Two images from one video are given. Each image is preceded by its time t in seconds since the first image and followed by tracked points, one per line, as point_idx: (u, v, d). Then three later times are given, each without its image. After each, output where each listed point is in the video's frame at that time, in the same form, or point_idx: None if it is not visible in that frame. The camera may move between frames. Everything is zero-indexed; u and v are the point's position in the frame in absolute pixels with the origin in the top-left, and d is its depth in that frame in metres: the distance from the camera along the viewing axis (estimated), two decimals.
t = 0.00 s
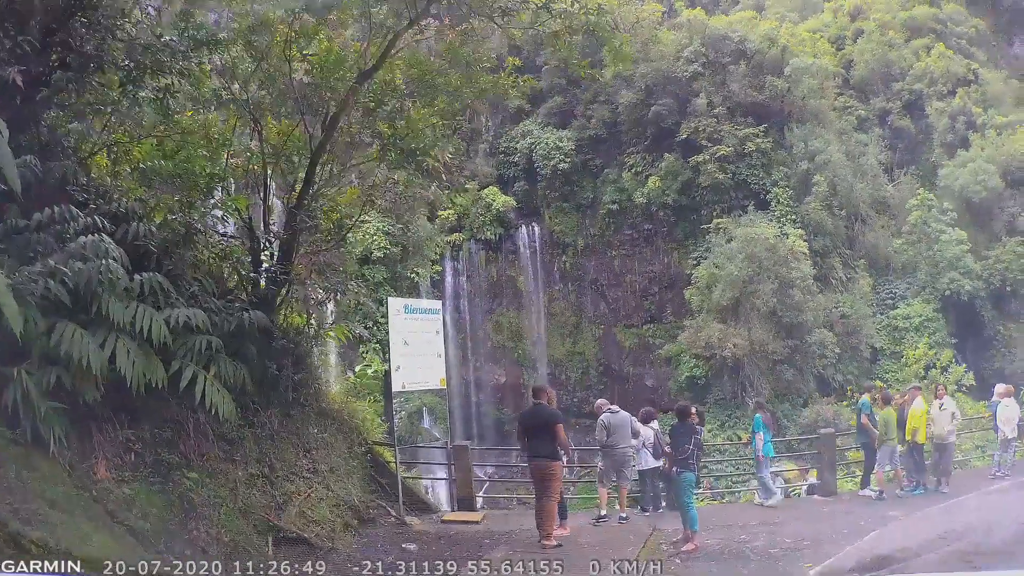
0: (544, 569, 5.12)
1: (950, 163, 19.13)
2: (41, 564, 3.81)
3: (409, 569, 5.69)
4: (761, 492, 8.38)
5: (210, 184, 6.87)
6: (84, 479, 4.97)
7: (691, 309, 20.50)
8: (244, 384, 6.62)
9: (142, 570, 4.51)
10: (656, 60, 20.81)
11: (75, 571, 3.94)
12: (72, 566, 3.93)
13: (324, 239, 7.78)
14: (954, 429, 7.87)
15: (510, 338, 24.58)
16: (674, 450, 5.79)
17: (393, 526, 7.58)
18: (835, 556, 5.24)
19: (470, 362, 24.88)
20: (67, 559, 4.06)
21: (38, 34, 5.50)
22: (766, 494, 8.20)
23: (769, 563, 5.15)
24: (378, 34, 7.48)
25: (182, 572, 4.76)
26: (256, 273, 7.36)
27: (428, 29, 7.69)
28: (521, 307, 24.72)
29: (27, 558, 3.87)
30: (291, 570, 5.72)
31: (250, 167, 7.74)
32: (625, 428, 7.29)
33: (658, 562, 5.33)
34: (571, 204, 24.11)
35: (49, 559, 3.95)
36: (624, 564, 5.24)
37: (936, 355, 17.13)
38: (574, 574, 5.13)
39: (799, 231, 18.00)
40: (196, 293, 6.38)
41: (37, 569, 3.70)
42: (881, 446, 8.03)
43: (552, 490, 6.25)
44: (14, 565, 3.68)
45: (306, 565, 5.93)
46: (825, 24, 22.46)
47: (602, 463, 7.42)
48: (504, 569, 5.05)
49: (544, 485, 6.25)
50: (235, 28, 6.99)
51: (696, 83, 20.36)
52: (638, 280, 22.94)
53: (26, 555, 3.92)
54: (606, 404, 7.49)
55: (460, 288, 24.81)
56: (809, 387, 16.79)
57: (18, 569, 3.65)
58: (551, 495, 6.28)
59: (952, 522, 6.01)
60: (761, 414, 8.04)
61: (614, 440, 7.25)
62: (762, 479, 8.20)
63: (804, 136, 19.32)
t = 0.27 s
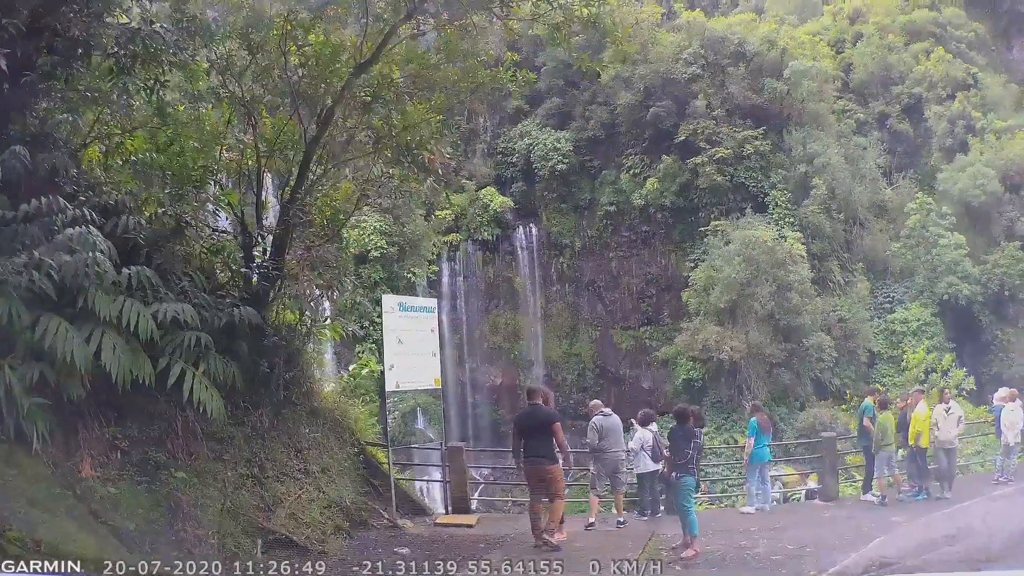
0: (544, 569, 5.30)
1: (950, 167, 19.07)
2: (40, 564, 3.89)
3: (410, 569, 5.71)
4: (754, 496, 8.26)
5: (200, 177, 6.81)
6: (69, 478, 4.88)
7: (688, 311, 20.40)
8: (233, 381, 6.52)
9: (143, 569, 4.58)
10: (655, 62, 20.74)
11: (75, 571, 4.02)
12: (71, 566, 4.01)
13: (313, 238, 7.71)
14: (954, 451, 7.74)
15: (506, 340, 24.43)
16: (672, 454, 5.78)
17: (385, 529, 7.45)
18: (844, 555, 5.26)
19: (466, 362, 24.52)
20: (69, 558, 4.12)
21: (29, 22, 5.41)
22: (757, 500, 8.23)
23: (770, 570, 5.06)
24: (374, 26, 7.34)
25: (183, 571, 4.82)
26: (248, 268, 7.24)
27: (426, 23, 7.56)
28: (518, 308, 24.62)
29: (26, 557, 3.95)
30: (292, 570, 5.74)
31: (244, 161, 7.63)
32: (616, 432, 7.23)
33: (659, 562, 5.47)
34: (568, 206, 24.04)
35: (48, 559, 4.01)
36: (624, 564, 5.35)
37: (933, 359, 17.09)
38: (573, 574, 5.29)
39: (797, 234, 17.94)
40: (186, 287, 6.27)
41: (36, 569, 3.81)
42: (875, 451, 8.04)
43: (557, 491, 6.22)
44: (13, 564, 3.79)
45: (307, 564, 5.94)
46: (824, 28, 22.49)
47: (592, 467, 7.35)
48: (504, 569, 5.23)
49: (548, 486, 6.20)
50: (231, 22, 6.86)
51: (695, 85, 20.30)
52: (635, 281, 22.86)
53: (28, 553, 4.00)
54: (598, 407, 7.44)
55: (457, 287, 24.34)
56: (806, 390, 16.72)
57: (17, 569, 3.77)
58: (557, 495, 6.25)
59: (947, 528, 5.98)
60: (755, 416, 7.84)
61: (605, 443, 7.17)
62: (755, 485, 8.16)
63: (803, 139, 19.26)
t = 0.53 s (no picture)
0: (543, 568, 5.43)
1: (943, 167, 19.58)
2: (40, 564, 4.03)
3: (410, 569, 5.72)
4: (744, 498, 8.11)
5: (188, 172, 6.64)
6: (50, 480, 4.75)
7: (682, 311, 20.34)
8: (218, 380, 6.42)
9: (144, 570, 4.64)
10: (648, 62, 20.81)
11: (75, 570, 4.17)
12: (71, 565, 4.16)
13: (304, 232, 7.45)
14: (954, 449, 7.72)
15: (500, 340, 24.17)
16: (672, 454, 5.86)
17: (374, 533, 7.31)
18: (857, 561, 5.20)
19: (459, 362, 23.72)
20: (69, 558, 4.25)
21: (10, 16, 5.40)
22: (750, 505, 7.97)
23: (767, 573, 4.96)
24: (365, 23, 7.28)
25: (183, 571, 4.84)
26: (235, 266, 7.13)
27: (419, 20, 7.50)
28: (511, 308, 24.48)
29: (28, 558, 4.07)
30: (293, 570, 5.76)
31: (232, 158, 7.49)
32: (597, 432, 7.08)
33: (666, 561, 5.48)
34: (562, 206, 24.16)
35: (49, 558, 4.13)
36: (624, 565, 5.26)
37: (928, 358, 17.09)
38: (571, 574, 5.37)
39: (790, 234, 17.95)
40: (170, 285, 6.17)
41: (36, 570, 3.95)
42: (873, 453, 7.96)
43: (554, 494, 6.14)
44: (13, 565, 3.94)
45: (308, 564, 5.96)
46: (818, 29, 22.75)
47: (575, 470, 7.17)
48: (505, 569, 5.37)
49: (545, 488, 6.12)
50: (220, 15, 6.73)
51: (689, 84, 20.53)
52: (629, 281, 22.80)
53: (34, 553, 4.13)
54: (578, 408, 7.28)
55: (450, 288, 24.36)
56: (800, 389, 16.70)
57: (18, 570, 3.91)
58: (553, 498, 6.17)
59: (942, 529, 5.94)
60: (747, 420, 7.66)
61: (589, 445, 7.02)
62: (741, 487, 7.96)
63: (797, 138, 19.28)
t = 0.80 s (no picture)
0: (544, 568, 5.41)
1: (939, 164, 19.18)
2: (41, 563, 4.26)
3: (410, 569, 5.79)
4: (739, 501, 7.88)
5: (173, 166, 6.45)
6: (28, 484, 4.64)
7: (676, 309, 20.18)
8: (202, 379, 6.28)
9: (142, 570, 4.92)
10: (642, 59, 20.59)
11: (74, 571, 4.40)
12: (71, 566, 4.40)
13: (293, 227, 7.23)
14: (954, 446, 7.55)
15: (493, 339, 24.08)
16: (671, 453, 5.76)
17: (363, 535, 7.18)
18: (858, 565, 5.11)
19: (453, 362, 24.18)
20: (68, 559, 4.51)
21: None
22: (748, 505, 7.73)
23: None
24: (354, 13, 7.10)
25: (182, 571, 5.14)
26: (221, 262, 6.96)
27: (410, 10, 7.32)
28: (506, 307, 24.24)
29: (28, 558, 4.27)
30: (292, 570, 5.85)
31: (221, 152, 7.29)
32: (591, 428, 6.87)
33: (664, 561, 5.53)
34: (555, 204, 23.86)
35: (50, 558, 4.38)
36: (623, 564, 5.44)
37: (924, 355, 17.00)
38: (569, 575, 5.31)
39: (786, 231, 17.78)
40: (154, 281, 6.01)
41: (35, 569, 4.15)
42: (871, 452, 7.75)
43: (551, 496, 6.00)
44: (13, 565, 4.12)
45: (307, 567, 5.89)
46: (813, 26, 22.70)
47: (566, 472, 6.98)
48: (505, 569, 5.41)
49: (543, 489, 5.97)
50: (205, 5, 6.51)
51: (682, 83, 20.14)
52: (622, 280, 22.64)
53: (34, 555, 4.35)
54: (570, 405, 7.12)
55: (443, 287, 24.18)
56: (795, 388, 16.60)
57: (17, 569, 4.09)
58: (550, 501, 6.02)
59: (939, 530, 5.86)
60: (738, 418, 7.54)
61: (581, 445, 6.90)
62: (738, 486, 7.76)
63: (792, 136, 19.12)
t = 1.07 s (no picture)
0: (545, 568, 5.52)
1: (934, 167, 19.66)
2: (41, 564, 4.17)
3: (410, 569, 5.79)
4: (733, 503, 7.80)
5: (158, 160, 6.34)
6: (5, 483, 4.52)
7: (670, 309, 20.11)
8: (187, 376, 6.17)
9: (144, 569, 4.71)
10: (636, 59, 20.02)
11: (75, 570, 4.31)
12: (71, 566, 4.30)
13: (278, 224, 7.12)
14: (953, 446, 7.62)
15: (486, 339, 24.05)
16: (665, 452, 5.73)
17: (350, 537, 7.02)
18: (864, 568, 5.03)
19: (446, 361, 24.08)
20: (69, 560, 4.42)
21: None
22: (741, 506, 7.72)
23: None
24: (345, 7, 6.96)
25: (183, 571, 4.85)
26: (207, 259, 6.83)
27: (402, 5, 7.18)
28: (497, 307, 24.33)
29: (28, 559, 4.19)
30: (292, 570, 5.77)
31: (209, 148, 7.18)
32: (587, 428, 6.80)
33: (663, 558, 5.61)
34: (549, 205, 24.09)
35: (49, 559, 4.29)
36: (623, 565, 5.34)
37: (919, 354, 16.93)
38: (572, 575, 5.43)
39: (778, 231, 17.85)
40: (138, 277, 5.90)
41: (35, 570, 4.06)
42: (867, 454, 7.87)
43: (547, 500, 5.89)
44: (13, 565, 4.04)
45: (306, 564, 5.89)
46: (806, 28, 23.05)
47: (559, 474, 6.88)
48: (505, 569, 5.46)
49: (539, 493, 5.87)
50: None
51: (676, 82, 20.14)
52: (615, 280, 22.54)
53: (30, 555, 4.25)
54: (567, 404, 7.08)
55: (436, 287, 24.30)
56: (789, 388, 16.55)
57: (17, 569, 4.01)
58: (545, 505, 5.90)
59: (936, 530, 5.79)
60: (729, 419, 7.43)
61: (574, 446, 6.75)
62: (733, 488, 7.72)
63: (786, 136, 19.11)
